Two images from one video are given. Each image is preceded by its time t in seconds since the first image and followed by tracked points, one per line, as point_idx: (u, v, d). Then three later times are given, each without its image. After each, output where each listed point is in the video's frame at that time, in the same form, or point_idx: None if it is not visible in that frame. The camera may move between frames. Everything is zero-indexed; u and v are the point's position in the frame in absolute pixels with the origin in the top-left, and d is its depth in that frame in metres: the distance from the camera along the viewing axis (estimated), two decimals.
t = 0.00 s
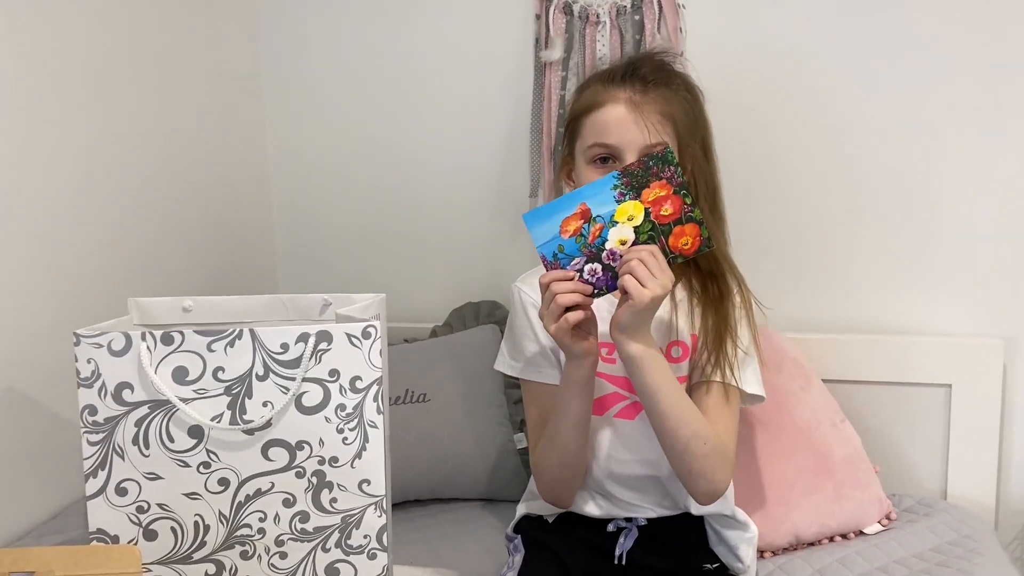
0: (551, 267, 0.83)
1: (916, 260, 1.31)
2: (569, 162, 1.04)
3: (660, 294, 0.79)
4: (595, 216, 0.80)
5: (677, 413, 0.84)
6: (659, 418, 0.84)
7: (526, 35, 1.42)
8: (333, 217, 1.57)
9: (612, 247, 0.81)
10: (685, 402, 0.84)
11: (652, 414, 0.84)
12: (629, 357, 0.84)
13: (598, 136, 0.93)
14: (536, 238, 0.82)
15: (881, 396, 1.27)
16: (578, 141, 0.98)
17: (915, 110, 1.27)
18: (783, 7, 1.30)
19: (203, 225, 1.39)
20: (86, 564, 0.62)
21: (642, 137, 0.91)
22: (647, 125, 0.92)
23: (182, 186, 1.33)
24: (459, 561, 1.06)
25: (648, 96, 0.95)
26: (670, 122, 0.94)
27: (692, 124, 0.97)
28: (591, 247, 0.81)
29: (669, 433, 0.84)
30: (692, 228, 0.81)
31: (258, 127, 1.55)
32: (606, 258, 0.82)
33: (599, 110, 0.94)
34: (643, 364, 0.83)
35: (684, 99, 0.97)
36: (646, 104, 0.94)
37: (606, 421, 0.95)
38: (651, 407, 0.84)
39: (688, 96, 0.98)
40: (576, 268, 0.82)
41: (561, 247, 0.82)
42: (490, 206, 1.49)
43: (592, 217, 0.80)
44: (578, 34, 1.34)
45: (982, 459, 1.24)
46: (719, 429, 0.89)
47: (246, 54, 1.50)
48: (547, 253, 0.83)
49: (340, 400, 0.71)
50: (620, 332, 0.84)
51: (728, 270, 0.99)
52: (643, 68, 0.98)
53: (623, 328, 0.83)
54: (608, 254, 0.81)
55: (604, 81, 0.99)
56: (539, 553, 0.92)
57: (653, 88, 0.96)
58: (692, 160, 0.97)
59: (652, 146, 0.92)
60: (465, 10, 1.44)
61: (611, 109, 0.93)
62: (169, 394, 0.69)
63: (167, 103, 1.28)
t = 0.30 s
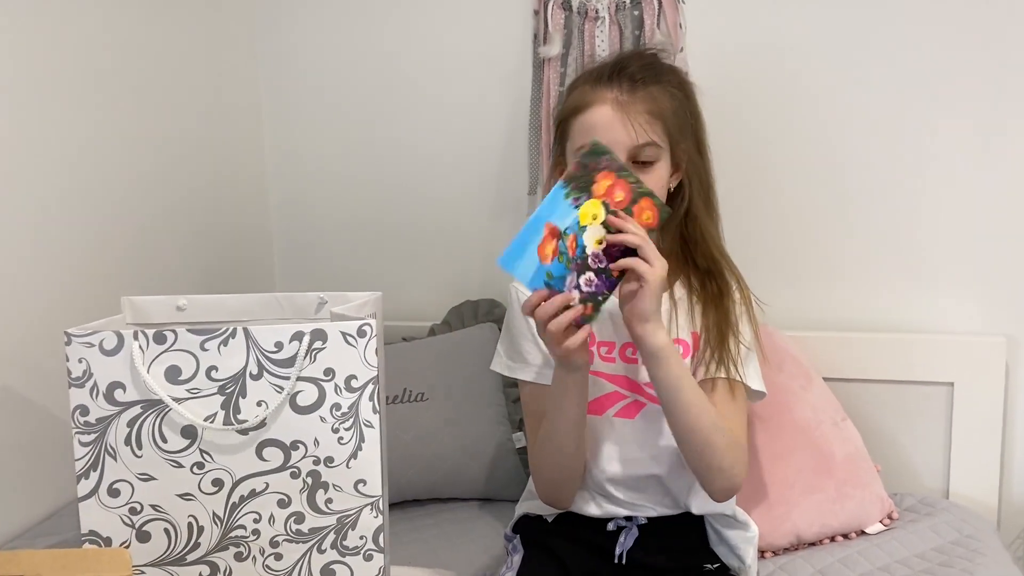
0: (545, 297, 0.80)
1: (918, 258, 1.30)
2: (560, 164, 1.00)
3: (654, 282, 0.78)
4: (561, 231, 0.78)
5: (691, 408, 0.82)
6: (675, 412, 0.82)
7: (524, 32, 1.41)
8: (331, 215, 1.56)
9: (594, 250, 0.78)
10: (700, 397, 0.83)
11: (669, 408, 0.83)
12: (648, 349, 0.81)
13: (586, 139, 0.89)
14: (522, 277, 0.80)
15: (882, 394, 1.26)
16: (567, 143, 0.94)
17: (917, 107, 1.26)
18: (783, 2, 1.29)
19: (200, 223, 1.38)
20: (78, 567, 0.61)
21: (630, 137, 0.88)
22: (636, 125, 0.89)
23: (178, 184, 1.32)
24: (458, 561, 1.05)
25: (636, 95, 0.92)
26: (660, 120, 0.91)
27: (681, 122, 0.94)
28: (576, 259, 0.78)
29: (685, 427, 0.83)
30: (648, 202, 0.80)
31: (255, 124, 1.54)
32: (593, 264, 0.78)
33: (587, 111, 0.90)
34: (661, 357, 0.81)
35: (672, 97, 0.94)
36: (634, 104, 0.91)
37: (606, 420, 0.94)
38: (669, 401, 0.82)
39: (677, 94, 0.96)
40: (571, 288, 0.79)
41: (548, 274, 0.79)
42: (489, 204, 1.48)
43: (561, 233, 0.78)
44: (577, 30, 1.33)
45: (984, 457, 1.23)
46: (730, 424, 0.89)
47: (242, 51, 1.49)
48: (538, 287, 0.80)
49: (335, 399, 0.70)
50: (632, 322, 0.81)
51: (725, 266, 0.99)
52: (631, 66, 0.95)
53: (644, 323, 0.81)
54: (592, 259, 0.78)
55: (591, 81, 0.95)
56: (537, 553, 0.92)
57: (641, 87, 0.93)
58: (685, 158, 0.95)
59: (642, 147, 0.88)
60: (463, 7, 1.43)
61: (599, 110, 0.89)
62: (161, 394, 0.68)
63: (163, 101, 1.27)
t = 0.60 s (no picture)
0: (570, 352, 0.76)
1: (918, 257, 1.30)
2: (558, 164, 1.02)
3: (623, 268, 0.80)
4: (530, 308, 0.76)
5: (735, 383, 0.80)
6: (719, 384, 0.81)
7: (524, 30, 1.41)
8: (330, 214, 1.56)
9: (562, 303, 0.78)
10: (742, 362, 0.80)
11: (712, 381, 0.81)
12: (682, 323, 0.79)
13: (575, 148, 0.90)
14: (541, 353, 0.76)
15: (882, 393, 1.26)
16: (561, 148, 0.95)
17: (916, 105, 1.26)
18: (783, 0, 1.29)
19: (199, 222, 1.38)
20: (78, 566, 0.61)
21: (617, 149, 0.88)
22: (625, 136, 0.88)
23: (178, 183, 1.32)
24: (458, 559, 1.05)
25: (627, 103, 0.90)
26: (652, 129, 0.90)
27: (675, 127, 0.93)
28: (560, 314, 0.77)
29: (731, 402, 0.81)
30: (557, 253, 0.80)
31: (254, 123, 1.54)
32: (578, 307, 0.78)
33: (576, 121, 0.90)
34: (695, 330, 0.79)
35: (668, 102, 0.92)
36: (625, 112, 0.90)
37: (609, 417, 0.93)
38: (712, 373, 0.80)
39: (675, 97, 0.94)
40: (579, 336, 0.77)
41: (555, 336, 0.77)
42: (488, 203, 1.48)
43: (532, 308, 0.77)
44: (577, 28, 1.33)
45: (984, 456, 1.23)
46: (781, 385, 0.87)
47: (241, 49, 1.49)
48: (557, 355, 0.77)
49: (335, 397, 0.70)
50: (653, 296, 0.80)
51: (721, 262, 1.00)
52: (624, 69, 0.94)
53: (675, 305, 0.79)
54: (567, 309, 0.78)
55: (586, 85, 0.95)
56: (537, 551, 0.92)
57: (635, 91, 0.92)
58: (681, 161, 0.95)
59: (629, 158, 0.88)
60: (463, 5, 1.43)
61: (587, 121, 0.89)
62: (161, 393, 0.68)
63: (162, 100, 1.27)
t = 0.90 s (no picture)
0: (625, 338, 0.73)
1: (915, 256, 1.31)
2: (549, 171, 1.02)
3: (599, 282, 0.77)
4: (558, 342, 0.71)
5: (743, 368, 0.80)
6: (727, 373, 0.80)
7: (523, 31, 1.41)
8: (331, 213, 1.57)
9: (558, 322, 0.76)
10: (742, 346, 0.80)
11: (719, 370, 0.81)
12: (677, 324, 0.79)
13: (561, 160, 0.90)
14: (618, 353, 0.70)
15: (879, 391, 1.27)
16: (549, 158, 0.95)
17: (914, 104, 1.27)
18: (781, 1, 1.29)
19: (200, 222, 1.39)
20: (83, 561, 0.61)
21: (604, 159, 0.87)
22: (611, 145, 0.88)
23: (179, 182, 1.32)
24: (458, 557, 1.05)
25: (611, 112, 0.90)
26: (638, 136, 0.90)
27: (661, 131, 0.93)
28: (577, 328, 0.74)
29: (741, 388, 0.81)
30: (490, 295, 0.79)
31: (255, 123, 1.55)
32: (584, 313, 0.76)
33: (561, 132, 0.90)
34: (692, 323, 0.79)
35: (652, 107, 0.92)
36: (609, 122, 0.89)
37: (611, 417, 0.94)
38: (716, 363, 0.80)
39: (660, 103, 0.93)
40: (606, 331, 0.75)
41: (601, 339, 0.72)
42: (488, 203, 1.49)
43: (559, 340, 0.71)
44: (576, 28, 1.33)
45: (981, 454, 1.24)
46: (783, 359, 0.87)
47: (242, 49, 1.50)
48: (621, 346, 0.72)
49: (336, 395, 0.71)
50: (641, 304, 0.78)
51: (711, 258, 1.01)
52: (606, 76, 0.93)
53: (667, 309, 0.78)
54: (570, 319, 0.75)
55: (569, 94, 0.94)
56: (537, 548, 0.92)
57: (619, 99, 0.91)
58: (671, 163, 0.95)
59: (617, 168, 0.88)
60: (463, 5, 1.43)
61: (571, 133, 0.89)
62: (164, 391, 0.69)
63: (163, 100, 1.28)
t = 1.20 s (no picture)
0: (634, 310, 0.71)
1: (915, 257, 1.31)
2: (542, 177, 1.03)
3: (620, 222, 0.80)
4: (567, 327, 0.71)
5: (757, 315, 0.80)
6: (740, 320, 0.81)
7: (525, 31, 1.42)
8: (332, 213, 1.57)
9: (565, 285, 0.75)
10: (758, 295, 0.81)
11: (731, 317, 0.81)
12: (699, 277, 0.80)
13: (556, 172, 0.90)
14: (628, 337, 0.70)
15: (879, 391, 1.28)
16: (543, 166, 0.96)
17: (913, 104, 1.28)
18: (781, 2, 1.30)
19: (202, 221, 1.39)
20: (91, 558, 0.62)
21: (598, 170, 0.88)
22: (605, 156, 0.89)
23: (182, 183, 1.33)
24: (460, 556, 1.06)
25: (604, 122, 0.90)
26: (633, 145, 0.90)
27: (654, 138, 0.93)
28: (582, 299, 0.73)
29: (754, 336, 0.81)
30: (490, 259, 0.78)
31: (257, 123, 1.55)
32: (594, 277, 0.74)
33: (555, 144, 0.90)
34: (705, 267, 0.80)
35: (645, 114, 0.92)
36: (603, 132, 0.90)
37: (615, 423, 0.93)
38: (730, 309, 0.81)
39: (652, 108, 0.94)
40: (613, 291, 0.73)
41: (611, 318, 0.71)
42: (490, 203, 1.49)
43: (568, 324, 0.71)
44: (577, 29, 1.33)
45: (980, 453, 1.24)
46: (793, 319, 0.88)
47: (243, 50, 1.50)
48: (632, 322, 0.71)
49: (341, 393, 0.71)
50: (658, 244, 0.81)
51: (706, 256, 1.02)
52: (599, 83, 0.93)
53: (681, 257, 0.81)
54: (574, 284, 0.74)
55: (562, 103, 0.94)
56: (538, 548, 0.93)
57: (612, 108, 0.91)
58: (663, 167, 0.95)
59: (611, 178, 0.89)
60: (464, 6, 1.44)
61: (565, 146, 0.89)
62: (170, 389, 0.69)
63: (165, 101, 1.28)
